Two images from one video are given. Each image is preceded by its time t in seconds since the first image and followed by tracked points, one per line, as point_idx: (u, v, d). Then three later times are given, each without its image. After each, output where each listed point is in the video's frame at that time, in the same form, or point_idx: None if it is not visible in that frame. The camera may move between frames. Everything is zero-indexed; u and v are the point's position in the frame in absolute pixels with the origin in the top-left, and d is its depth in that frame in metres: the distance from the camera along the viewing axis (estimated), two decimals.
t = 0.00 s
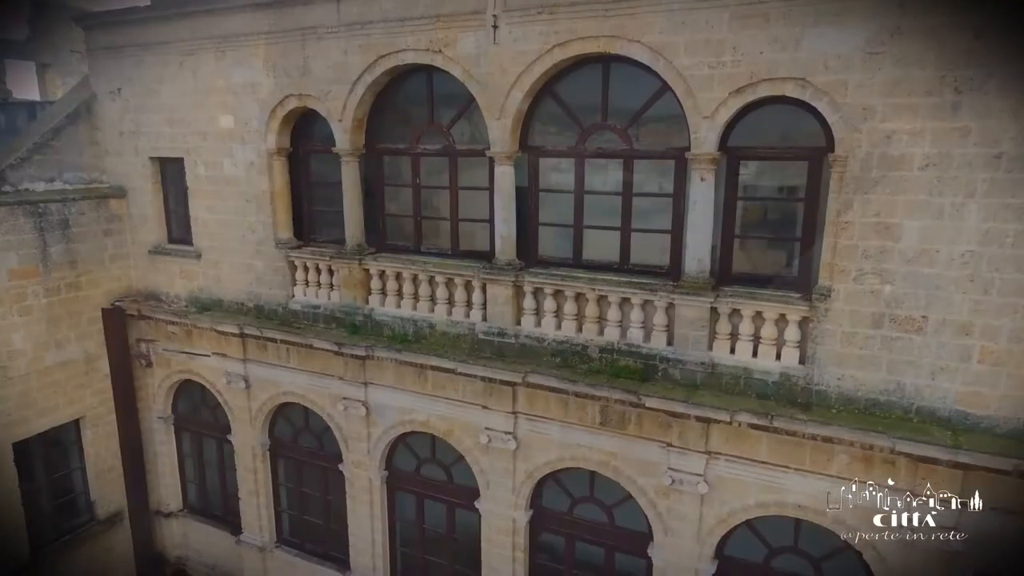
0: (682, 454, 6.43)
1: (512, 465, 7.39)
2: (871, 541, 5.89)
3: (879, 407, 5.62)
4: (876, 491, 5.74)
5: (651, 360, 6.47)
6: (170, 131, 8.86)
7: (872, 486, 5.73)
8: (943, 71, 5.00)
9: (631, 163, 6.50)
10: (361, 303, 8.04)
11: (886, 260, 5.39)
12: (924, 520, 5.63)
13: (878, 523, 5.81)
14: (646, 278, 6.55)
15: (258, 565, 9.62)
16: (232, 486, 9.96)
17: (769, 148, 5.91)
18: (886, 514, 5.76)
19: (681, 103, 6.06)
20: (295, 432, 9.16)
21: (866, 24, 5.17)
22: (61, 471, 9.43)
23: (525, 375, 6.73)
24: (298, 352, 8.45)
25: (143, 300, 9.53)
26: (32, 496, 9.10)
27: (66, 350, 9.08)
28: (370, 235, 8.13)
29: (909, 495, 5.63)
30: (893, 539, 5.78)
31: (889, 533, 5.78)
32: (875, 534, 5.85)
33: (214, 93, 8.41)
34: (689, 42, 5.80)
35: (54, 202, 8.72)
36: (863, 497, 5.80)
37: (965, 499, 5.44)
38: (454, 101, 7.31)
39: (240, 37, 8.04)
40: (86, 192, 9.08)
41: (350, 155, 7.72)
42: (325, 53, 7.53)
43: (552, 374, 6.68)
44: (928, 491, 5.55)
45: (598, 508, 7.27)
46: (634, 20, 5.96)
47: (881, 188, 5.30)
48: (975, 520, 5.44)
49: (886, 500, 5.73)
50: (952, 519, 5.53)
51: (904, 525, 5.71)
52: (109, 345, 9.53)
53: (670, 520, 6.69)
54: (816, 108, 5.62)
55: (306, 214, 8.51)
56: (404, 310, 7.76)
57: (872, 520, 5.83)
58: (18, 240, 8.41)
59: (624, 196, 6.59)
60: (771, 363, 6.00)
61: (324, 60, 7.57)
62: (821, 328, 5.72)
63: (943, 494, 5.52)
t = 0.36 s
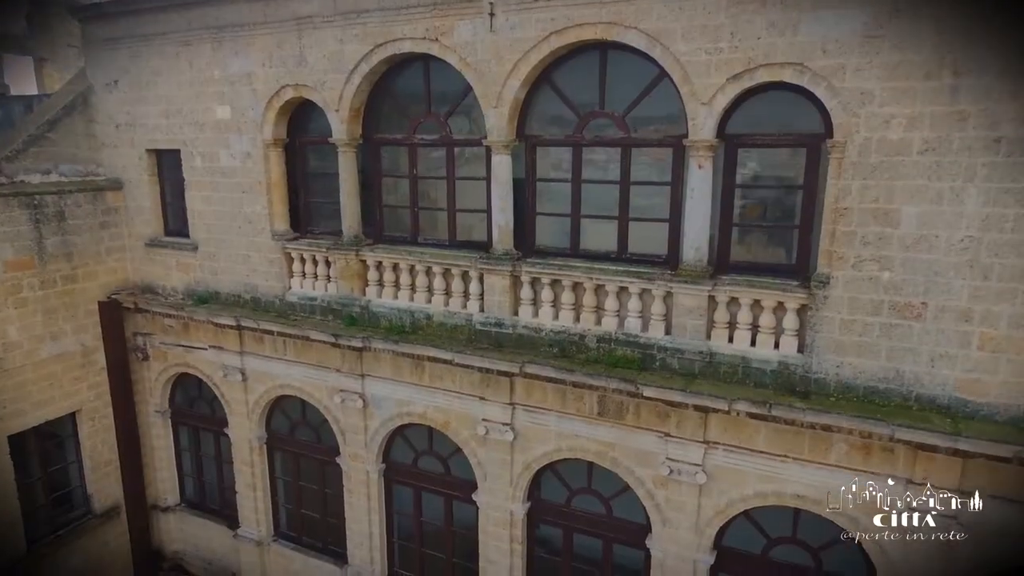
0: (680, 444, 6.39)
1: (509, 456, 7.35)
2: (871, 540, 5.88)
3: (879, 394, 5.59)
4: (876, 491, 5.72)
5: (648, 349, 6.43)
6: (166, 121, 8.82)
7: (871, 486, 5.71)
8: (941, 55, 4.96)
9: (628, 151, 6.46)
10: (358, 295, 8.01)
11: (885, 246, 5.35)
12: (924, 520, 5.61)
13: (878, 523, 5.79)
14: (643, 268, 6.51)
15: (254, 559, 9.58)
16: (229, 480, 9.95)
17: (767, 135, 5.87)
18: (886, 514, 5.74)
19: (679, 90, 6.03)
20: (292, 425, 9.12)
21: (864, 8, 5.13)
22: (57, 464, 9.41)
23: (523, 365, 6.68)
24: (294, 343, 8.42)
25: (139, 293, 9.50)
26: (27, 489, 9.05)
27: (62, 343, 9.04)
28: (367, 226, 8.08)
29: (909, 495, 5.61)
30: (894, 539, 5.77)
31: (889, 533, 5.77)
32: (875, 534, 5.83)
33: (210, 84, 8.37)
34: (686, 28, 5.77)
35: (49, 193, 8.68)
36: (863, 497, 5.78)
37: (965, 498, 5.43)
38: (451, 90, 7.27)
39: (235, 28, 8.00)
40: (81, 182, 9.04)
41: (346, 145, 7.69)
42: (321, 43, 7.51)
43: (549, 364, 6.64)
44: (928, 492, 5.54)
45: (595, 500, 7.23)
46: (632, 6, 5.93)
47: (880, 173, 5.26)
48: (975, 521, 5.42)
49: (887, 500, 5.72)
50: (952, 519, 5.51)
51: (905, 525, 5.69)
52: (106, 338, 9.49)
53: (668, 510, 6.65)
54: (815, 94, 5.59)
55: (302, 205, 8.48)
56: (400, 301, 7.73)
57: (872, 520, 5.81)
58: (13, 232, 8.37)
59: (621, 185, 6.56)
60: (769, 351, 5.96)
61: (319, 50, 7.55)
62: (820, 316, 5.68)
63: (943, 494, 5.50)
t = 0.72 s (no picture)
0: (677, 433, 6.37)
1: (507, 446, 7.33)
2: (871, 539, 5.87)
3: (876, 381, 5.56)
4: (876, 491, 5.72)
5: (645, 338, 6.40)
6: (163, 112, 8.81)
7: (871, 485, 5.71)
8: (940, 38, 4.93)
9: (626, 139, 6.43)
10: (355, 285, 7.98)
11: (883, 232, 5.33)
12: (924, 520, 5.60)
13: (878, 522, 5.78)
14: (641, 255, 6.48)
15: (252, 551, 9.57)
16: (226, 473, 9.93)
17: (765, 122, 5.85)
18: (886, 514, 5.73)
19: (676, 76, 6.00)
20: (289, 417, 9.09)
21: None
22: (54, 456, 9.38)
23: (519, 354, 6.66)
24: (291, 335, 8.40)
25: (137, 285, 9.47)
26: (23, 481, 9.01)
27: (59, 335, 9.02)
28: (364, 216, 8.06)
29: (909, 495, 5.60)
30: (893, 538, 5.75)
31: (889, 533, 5.75)
32: (874, 534, 5.83)
33: (207, 75, 8.35)
34: (683, 13, 5.74)
35: (46, 183, 8.67)
36: (863, 497, 5.78)
37: (965, 498, 5.42)
38: (448, 78, 7.25)
39: (231, 18, 7.98)
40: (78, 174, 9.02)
41: (343, 135, 7.67)
42: (318, 32, 7.49)
43: (546, 352, 6.62)
44: (928, 491, 5.53)
45: (593, 490, 7.21)
46: None
47: (878, 158, 5.24)
48: (976, 521, 5.41)
49: (886, 499, 5.70)
50: (952, 519, 5.49)
51: (905, 525, 5.68)
52: (103, 330, 9.47)
53: (666, 500, 6.63)
54: (812, 79, 5.56)
55: (299, 196, 8.45)
56: (397, 291, 7.70)
57: (871, 520, 5.80)
58: (9, 222, 8.35)
59: (618, 173, 6.53)
60: (766, 339, 5.93)
61: (316, 39, 7.53)
62: (817, 302, 5.66)
63: (943, 494, 5.50)
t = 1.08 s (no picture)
0: (674, 416, 6.35)
1: (504, 431, 7.31)
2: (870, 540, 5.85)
3: (874, 362, 5.54)
4: (876, 491, 5.72)
5: (642, 321, 6.38)
6: (159, 99, 8.79)
7: (871, 485, 5.71)
8: (937, 14, 4.90)
9: (623, 121, 6.41)
10: (352, 271, 7.95)
11: (880, 211, 5.31)
12: (924, 520, 5.59)
13: (878, 522, 5.77)
14: (638, 239, 6.46)
15: (249, 541, 9.55)
16: (223, 462, 9.92)
17: (762, 102, 5.82)
18: (886, 514, 5.73)
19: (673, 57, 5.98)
20: (286, 405, 9.07)
21: None
22: (51, 444, 9.35)
23: (516, 338, 6.64)
24: (288, 322, 8.38)
25: (133, 273, 9.45)
26: (20, 469, 8.99)
27: (55, 323, 9.00)
28: (361, 202, 8.04)
29: (909, 495, 5.57)
30: (893, 539, 5.74)
31: (889, 533, 5.74)
32: (874, 533, 5.81)
33: (204, 61, 8.33)
34: None
35: (42, 170, 8.63)
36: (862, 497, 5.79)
37: (965, 498, 5.43)
38: (444, 62, 7.23)
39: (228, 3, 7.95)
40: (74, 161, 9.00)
41: (339, 120, 7.65)
42: (314, 16, 7.47)
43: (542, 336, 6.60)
44: (928, 491, 5.50)
45: (590, 476, 7.18)
46: None
47: (875, 137, 5.22)
48: (976, 520, 5.42)
49: (886, 499, 5.70)
50: (952, 519, 5.50)
51: (905, 525, 5.67)
52: (100, 318, 9.45)
53: (663, 484, 6.61)
54: (809, 59, 5.53)
55: (296, 183, 8.44)
56: (394, 277, 7.68)
57: (871, 520, 5.80)
58: (6, 209, 8.32)
59: (615, 156, 6.51)
60: (764, 321, 5.90)
61: (312, 23, 7.51)
62: (814, 283, 5.64)
63: (943, 494, 5.48)
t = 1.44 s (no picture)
0: (672, 399, 6.31)
1: (501, 416, 7.28)
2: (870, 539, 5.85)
3: (873, 341, 5.50)
4: (876, 492, 5.72)
5: (640, 303, 6.34)
6: (156, 85, 8.75)
7: (871, 486, 5.70)
8: None
9: (621, 103, 6.38)
10: (349, 256, 7.91)
11: (880, 188, 5.27)
12: (924, 520, 5.59)
13: (878, 522, 5.77)
14: (636, 221, 6.42)
15: (246, 529, 9.52)
16: (220, 451, 9.88)
17: (761, 82, 5.79)
18: (886, 514, 5.72)
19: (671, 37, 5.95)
20: (283, 392, 9.03)
21: None
22: (48, 432, 9.32)
23: (513, 321, 6.61)
24: (286, 308, 8.35)
25: (130, 261, 9.42)
26: (16, 456, 8.96)
27: (52, 309, 8.97)
28: (358, 187, 8.01)
29: (909, 495, 5.59)
30: (893, 538, 5.74)
31: (889, 533, 5.74)
32: (874, 534, 5.81)
33: (201, 46, 8.30)
34: None
35: (38, 156, 8.61)
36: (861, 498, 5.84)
37: (965, 498, 5.41)
38: (442, 45, 7.20)
39: None
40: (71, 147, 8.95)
41: (337, 104, 7.61)
42: None
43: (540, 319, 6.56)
44: (928, 491, 5.51)
45: (589, 461, 7.15)
46: None
47: (874, 114, 5.19)
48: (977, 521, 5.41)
49: (886, 500, 5.70)
50: (952, 518, 5.49)
51: (905, 525, 5.67)
52: (96, 305, 9.41)
53: (661, 467, 6.57)
54: (809, 38, 5.50)
55: (293, 169, 8.40)
56: (391, 262, 7.65)
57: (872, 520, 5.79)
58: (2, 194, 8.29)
59: (613, 137, 6.47)
60: (762, 302, 5.87)
61: (310, 6, 7.48)
62: (813, 263, 5.60)
63: (943, 494, 5.48)
